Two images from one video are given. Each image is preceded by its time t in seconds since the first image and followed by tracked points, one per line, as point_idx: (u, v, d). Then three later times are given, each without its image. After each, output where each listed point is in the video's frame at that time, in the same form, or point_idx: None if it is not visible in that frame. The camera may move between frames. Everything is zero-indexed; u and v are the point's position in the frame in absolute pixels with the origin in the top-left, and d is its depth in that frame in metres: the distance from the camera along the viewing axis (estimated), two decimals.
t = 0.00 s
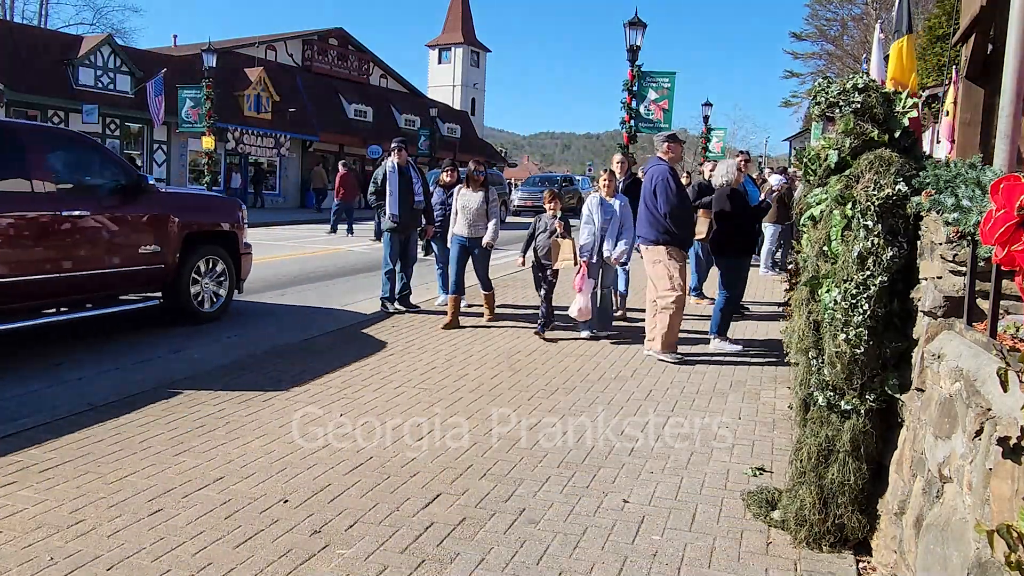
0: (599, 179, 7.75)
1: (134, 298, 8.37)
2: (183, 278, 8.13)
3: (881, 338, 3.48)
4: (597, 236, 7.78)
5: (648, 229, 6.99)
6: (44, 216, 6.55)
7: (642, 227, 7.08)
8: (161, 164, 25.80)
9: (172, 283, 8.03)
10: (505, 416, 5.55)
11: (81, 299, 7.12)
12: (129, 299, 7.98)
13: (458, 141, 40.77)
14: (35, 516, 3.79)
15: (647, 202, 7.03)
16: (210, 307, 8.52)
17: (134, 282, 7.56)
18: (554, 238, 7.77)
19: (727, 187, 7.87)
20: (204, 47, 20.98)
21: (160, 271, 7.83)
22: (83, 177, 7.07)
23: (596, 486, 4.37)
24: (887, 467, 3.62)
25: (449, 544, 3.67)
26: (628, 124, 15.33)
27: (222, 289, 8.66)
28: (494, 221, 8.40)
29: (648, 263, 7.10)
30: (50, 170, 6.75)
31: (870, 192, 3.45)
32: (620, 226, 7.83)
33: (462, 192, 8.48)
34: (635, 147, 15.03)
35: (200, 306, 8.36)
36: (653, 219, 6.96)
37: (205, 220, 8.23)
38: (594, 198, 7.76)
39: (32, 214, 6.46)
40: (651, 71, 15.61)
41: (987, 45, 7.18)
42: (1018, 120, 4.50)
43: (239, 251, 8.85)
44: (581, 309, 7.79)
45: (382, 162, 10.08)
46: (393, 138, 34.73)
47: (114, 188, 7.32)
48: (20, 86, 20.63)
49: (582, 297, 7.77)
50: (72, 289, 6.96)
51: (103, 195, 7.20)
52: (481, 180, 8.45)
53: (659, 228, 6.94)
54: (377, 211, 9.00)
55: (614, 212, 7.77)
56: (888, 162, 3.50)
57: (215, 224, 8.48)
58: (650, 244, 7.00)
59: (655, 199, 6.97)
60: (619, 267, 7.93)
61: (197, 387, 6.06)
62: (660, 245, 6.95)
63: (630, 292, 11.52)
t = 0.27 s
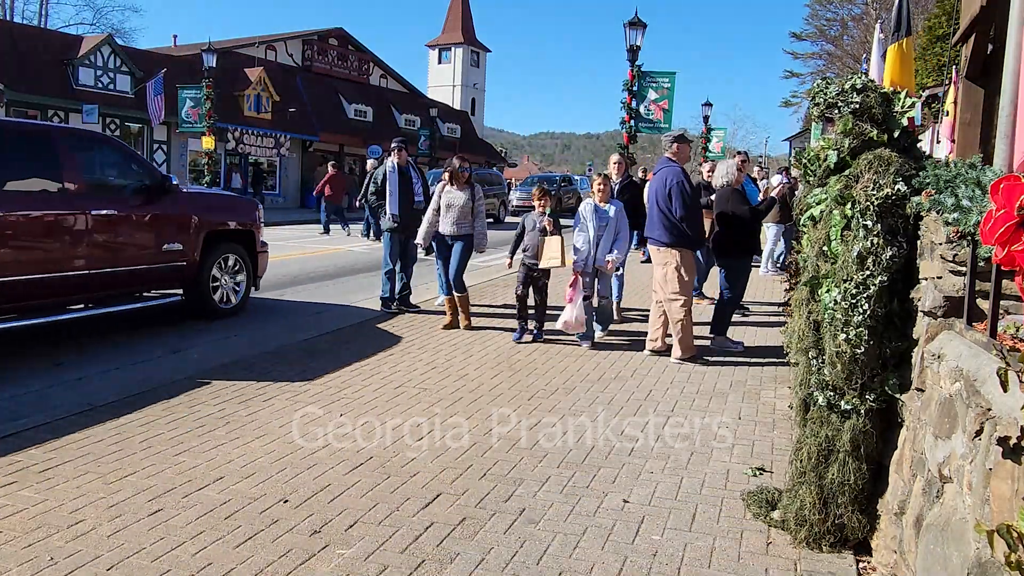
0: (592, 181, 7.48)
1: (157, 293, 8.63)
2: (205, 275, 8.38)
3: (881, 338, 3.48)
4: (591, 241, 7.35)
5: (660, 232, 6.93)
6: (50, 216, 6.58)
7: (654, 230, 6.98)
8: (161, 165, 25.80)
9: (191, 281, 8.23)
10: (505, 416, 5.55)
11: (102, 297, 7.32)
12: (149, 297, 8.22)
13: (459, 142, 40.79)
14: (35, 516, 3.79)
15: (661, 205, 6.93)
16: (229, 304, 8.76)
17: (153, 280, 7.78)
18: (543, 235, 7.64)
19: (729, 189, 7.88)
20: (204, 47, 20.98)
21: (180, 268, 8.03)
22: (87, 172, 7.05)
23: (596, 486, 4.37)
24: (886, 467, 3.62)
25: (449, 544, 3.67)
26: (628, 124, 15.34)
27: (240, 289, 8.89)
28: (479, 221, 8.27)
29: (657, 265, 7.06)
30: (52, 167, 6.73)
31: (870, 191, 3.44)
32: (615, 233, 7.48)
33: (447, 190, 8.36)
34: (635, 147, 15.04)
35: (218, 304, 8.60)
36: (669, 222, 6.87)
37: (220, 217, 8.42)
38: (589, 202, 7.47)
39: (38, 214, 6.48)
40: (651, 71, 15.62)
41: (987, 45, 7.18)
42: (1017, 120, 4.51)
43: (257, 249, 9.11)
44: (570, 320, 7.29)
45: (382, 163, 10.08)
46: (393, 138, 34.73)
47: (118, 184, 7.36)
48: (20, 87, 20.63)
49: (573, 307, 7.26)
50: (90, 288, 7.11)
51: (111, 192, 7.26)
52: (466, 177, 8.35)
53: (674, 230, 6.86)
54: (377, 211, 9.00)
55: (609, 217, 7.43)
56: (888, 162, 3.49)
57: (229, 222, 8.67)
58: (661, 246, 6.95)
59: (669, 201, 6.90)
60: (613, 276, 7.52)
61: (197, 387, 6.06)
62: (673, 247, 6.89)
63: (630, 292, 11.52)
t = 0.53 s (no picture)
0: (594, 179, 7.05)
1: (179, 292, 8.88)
2: (226, 271, 8.62)
3: (881, 338, 3.48)
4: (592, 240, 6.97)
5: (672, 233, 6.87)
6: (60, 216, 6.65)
7: (666, 229, 6.93)
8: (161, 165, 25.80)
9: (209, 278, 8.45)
10: (505, 416, 5.55)
11: (123, 293, 7.54)
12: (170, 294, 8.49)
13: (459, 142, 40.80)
14: (36, 516, 3.79)
15: (674, 205, 6.86)
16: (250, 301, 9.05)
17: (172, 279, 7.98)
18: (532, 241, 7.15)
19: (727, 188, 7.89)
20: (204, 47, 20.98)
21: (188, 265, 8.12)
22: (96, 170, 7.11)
23: (597, 486, 4.37)
24: (886, 467, 3.62)
25: (449, 544, 3.67)
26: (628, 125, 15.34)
27: (256, 286, 9.15)
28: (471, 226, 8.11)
29: (668, 266, 7.00)
30: (60, 167, 6.79)
31: (870, 191, 3.44)
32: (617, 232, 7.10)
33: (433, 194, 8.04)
34: (635, 147, 15.04)
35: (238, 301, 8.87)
36: (682, 223, 6.82)
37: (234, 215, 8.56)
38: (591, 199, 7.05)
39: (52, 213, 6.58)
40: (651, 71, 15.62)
41: (987, 45, 7.17)
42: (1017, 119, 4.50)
43: (274, 248, 9.34)
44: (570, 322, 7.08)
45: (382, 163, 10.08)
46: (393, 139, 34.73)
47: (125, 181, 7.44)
48: (20, 87, 20.64)
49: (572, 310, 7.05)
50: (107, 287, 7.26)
51: (120, 191, 7.34)
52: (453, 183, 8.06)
53: (688, 232, 6.81)
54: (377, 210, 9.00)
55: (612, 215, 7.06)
56: (888, 161, 3.50)
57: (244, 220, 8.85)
58: (674, 247, 6.89)
59: (683, 203, 6.84)
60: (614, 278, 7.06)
61: (197, 387, 6.06)
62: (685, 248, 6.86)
63: (629, 292, 11.52)
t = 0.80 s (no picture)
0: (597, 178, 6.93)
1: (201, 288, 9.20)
2: (247, 269, 8.93)
3: (882, 338, 3.48)
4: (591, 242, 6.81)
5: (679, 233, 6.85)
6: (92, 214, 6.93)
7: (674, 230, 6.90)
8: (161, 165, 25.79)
9: (231, 275, 8.76)
10: (505, 416, 5.55)
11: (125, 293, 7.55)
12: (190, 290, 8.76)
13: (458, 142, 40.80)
14: (36, 516, 3.79)
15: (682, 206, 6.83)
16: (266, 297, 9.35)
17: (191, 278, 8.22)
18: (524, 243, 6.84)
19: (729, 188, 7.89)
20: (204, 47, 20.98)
21: (187, 264, 8.10)
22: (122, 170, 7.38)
23: (597, 486, 4.37)
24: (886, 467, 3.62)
25: (449, 544, 3.67)
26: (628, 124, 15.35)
27: (275, 283, 9.46)
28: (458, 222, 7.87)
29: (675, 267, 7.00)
30: (89, 168, 7.07)
31: (870, 191, 3.44)
32: (617, 232, 6.95)
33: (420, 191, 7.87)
34: (635, 147, 15.04)
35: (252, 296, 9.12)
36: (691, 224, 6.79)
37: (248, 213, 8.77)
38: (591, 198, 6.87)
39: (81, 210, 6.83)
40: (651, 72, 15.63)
41: (987, 45, 7.17)
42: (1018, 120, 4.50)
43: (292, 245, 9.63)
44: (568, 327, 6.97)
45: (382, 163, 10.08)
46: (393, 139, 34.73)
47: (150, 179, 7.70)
48: (20, 86, 20.62)
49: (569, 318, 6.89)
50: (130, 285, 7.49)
51: (143, 190, 7.58)
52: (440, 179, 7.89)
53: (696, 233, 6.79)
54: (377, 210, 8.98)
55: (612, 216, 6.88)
56: (888, 162, 3.50)
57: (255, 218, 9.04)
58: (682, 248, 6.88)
59: (692, 204, 6.81)
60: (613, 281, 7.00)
61: (197, 386, 6.06)
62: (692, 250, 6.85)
63: (629, 292, 11.52)
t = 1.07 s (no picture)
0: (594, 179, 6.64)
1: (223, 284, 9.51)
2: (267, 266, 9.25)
3: (882, 338, 3.48)
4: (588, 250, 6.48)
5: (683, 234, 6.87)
6: (125, 213, 7.27)
7: (677, 230, 6.91)
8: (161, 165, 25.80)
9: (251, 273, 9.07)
10: (505, 416, 5.55)
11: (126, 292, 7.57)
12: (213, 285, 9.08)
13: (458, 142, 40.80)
14: (36, 516, 3.79)
15: (685, 206, 6.84)
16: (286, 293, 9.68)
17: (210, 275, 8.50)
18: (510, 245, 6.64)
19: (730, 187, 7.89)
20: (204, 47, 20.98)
21: (186, 263, 8.11)
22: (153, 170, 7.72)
23: (597, 486, 4.38)
24: (885, 467, 3.62)
25: (449, 544, 3.67)
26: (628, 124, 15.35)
27: (293, 279, 9.76)
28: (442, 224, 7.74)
29: (676, 267, 7.02)
30: (122, 168, 7.41)
31: (870, 192, 3.44)
32: (617, 240, 6.60)
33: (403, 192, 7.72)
34: (635, 147, 15.04)
35: (271, 293, 9.41)
36: (693, 225, 6.82)
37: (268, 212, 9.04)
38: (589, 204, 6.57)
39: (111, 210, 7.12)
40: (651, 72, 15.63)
41: (987, 45, 7.16)
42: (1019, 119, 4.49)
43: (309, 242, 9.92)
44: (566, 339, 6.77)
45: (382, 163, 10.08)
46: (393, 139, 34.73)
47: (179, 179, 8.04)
48: (20, 87, 20.60)
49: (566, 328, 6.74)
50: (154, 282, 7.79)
51: (172, 191, 7.91)
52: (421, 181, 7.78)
53: (698, 234, 6.81)
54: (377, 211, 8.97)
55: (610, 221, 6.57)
56: (888, 162, 3.50)
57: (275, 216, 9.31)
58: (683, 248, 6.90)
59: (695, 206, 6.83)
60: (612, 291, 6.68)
61: (197, 386, 6.06)
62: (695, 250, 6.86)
63: (628, 292, 11.51)
